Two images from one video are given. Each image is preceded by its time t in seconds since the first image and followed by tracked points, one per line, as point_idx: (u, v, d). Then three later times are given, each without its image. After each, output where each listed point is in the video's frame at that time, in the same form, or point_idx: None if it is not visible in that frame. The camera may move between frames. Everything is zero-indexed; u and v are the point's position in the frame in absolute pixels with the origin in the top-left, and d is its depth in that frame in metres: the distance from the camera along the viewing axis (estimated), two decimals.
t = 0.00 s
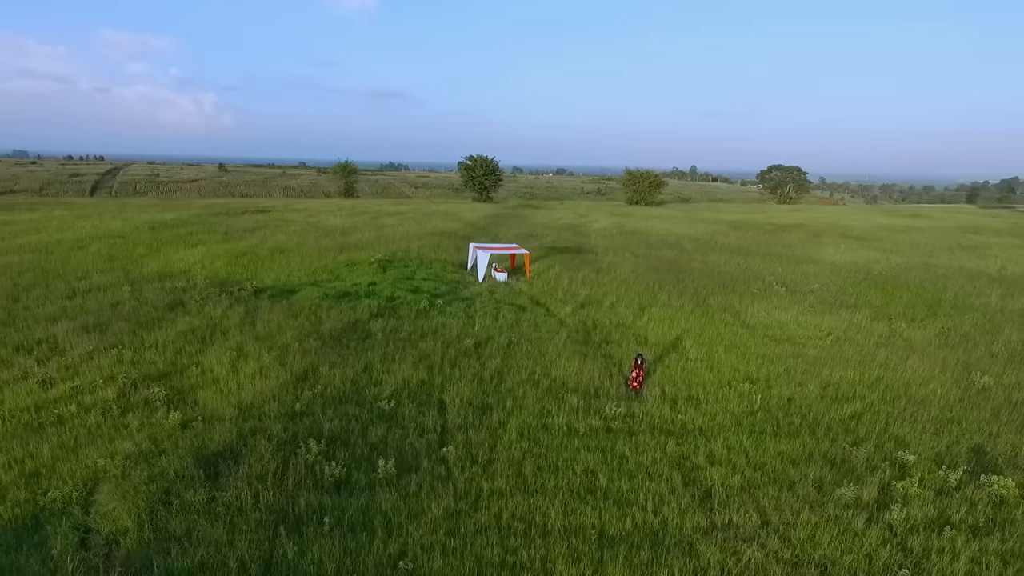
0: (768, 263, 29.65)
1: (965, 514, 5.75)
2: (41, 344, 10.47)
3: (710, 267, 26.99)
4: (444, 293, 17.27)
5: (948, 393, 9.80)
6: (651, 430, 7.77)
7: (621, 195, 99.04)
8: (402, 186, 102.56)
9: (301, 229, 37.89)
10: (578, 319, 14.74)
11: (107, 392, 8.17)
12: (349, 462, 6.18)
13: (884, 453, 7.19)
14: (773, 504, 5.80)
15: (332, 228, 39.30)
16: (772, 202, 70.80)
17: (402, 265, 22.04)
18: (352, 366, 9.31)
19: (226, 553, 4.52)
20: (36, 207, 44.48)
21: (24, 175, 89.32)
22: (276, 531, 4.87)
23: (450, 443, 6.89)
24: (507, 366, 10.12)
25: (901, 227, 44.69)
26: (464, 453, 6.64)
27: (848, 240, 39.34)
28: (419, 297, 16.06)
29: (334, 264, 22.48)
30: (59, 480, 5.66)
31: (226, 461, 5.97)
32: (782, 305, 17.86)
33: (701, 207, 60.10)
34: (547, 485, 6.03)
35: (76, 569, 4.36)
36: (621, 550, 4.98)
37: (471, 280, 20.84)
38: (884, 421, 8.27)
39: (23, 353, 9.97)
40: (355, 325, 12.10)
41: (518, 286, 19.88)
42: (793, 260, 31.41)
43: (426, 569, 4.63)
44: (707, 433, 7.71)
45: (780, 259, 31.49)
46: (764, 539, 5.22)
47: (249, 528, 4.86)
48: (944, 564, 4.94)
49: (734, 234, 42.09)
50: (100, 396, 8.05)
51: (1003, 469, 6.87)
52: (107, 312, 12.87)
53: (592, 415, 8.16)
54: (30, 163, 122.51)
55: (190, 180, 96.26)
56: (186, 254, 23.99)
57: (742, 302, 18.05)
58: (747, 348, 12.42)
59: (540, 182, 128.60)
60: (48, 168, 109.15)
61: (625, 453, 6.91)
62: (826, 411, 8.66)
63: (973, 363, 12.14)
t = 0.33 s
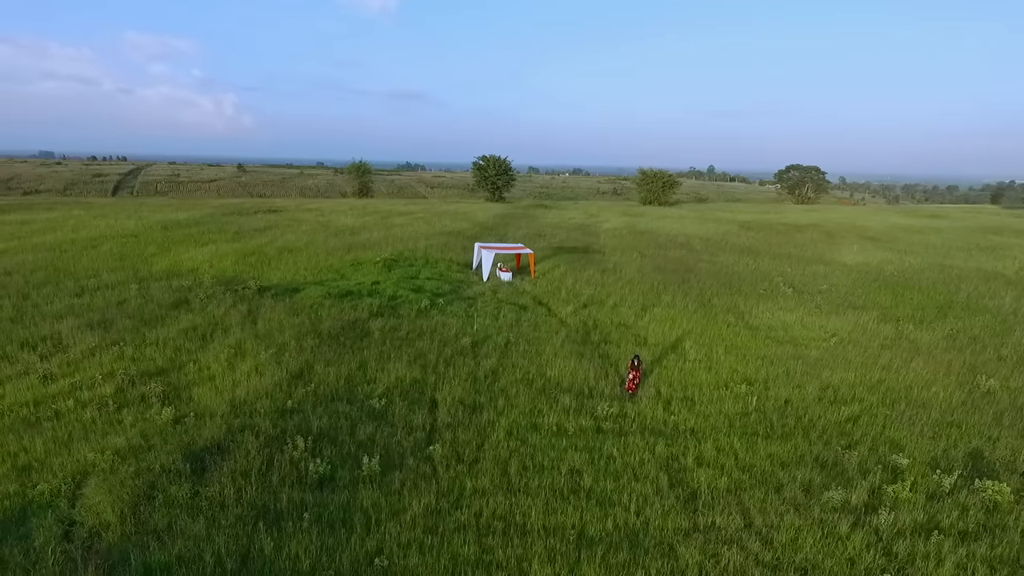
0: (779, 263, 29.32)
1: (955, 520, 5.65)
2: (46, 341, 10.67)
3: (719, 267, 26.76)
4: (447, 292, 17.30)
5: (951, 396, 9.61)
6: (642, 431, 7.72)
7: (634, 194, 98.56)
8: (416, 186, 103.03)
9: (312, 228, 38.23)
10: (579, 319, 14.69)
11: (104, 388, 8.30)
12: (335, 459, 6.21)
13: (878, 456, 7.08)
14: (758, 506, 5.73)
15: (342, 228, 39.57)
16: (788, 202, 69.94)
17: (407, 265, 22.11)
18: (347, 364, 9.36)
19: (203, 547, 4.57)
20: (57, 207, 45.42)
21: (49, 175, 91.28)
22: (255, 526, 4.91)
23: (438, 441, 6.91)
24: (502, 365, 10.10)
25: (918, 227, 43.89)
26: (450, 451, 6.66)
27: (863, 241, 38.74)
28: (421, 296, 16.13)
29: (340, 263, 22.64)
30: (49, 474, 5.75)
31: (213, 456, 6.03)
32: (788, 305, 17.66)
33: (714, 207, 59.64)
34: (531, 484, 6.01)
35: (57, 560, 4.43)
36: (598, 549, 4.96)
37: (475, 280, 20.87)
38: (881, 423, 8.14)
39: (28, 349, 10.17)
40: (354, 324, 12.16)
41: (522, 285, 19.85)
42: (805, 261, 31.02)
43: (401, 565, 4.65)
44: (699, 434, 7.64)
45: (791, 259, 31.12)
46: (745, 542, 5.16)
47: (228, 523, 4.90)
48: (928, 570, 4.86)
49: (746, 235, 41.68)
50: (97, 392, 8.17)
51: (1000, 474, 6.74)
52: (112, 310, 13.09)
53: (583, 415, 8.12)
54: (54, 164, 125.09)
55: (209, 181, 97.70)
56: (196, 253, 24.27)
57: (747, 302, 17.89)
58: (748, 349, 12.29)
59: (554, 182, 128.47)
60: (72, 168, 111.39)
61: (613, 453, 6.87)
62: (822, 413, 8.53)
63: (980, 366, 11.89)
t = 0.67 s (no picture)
0: (790, 264, 28.96)
1: (943, 526, 5.53)
2: (51, 337, 10.88)
3: (728, 268, 26.50)
4: (449, 292, 17.33)
5: (953, 400, 9.40)
6: (631, 432, 7.66)
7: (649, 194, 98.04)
8: (431, 185, 103.68)
9: (324, 228, 38.59)
10: (579, 319, 14.65)
11: (102, 383, 8.44)
12: (318, 457, 6.26)
13: (870, 460, 6.95)
14: (740, 511, 5.65)
15: (354, 227, 39.86)
16: (806, 203, 68.99)
17: (412, 264, 22.16)
18: (341, 363, 9.41)
19: (178, 542, 4.62)
20: (78, 206, 46.38)
21: (74, 175, 93.36)
22: (232, 521, 4.96)
23: (423, 440, 6.92)
24: (496, 365, 10.09)
25: (939, 228, 42.99)
26: (435, 450, 6.67)
27: (880, 242, 38.07)
28: (422, 295, 16.19)
29: (347, 263, 22.81)
30: (37, 467, 5.85)
31: (198, 452, 6.10)
32: (795, 307, 17.43)
33: (729, 207, 59.07)
34: (512, 484, 6.00)
35: (35, 552, 4.51)
36: (574, 550, 4.93)
37: (479, 280, 20.89)
38: (876, 427, 8.00)
39: (32, 345, 10.38)
40: (354, 323, 12.24)
41: (526, 285, 19.84)
42: (818, 261, 30.59)
43: (374, 563, 4.65)
44: (688, 435, 7.57)
45: (804, 260, 30.71)
46: (723, 546, 5.09)
47: (205, 519, 4.96)
48: None
49: (759, 235, 41.20)
50: (94, 388, 8.31)
51: (995, 480, 6.58)
52: (118, 307, 13.30)
53: (573, 415, 8.09)
54: (78, 165, 127.72)
55: (229, 181, 99.17)
56: (206, 252, 24.58)
57: (751, 303, 17.70)
58: (748, 350, 12.17)
59: (568, 181, 128.38)
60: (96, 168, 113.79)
61: (598, 454, 6.83)
62: (817, 417, 8.40)
63: (988, 370, 11.63)
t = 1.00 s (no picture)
0: (801, 265, 28.62)
1: (932, 533, 5.42)
2: (57, 333, 11.09)
3: (736, 269, 26.27)
4: (452, 292, 17.37)
5: (955, 404, 9.21)
6: (622, 433, 7.61)
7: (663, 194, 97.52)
8: (446, 185, 104.27)
9: (335, 228, 38.96)
10: (580, 320, 14.60)
11: (100, 380, 8.58)
12: (305, 454, 6.29)
13: (864, 464, 6.83)
14: (724, 514, 5.59)
15: (365, 227, 40.16)
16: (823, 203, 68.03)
17: (418, 264, 22.22)
18: (336, 361, 9.46)
19: (157, 537, 4.66)
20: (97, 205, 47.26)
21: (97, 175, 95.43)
22: (212, 517, 5.01)
23: (411, 439, 6.94)
24: (492, 365, 10.09)
25: (959, 229, 42.12)
26: (422, 449, 6.68)
27: (896, 243, 37.45)
28: (424, 295, 16.25)
29: (353, 262, 22.98)
30: (29, 461, 5.95)
31: (186, 449, 6.16)
32: (800, 308, 17.21)
33: (744, 208, 58.50)
34: (495, 484, 5.98)
35: (17, 545, 4.57)
36: (552, 551, 4.92)
37: (484, 280, 20.93)
38: (874, 431, 7.86)
39: (37, 341, 10.57)
40: (353, 322, 12.30)
41: (531, 285, 19.83)
42: (830, 263, 30.15)
43: (350, 561, 4.67)
44: (679, 437, 7.50)
45: (815, 261, 30.30)
46: (704, 549, 5.04)
47: (187, 515, 5.01)
48: None
49: (772, 236, 40.77)
50: (93, 384, 8.43)
51: (992, 486, 6.43)
52: (123, 305, 13.50)
53: (565, 415, 8.05)
54: (101, 165, 130.39)
55: (246, 181, 100.63)
56: (215, 251, 24.89)
57: (756, 304, 17.52)
58: (748, 352, 12.05)
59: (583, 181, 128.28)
60: (118, 169, 116.16)
61: (586, 455, 6.80)
62: (813, 420, 8.29)
63: (995, 374, 11.38)
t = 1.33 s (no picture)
0: (811, 266, 28.27)
1: (920, 540, 5.32)
2: (62, 331, 11.27)
3: (745, 270, 26.02)
4: (454, 292, 17.41)
5: (957, 409, 9.03)
6: (612, 434, 7.57)
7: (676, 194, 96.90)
8: (459, 185, 104.74)
9: (345, 227, 39.30)
10: (581, 321, 14.56)
11: (99, 377, 8.70)
12: (292, 453, 6.34)
13: (856, 468, 6.72)
14: (708, 518, 5.54)
15: (376, 227, 40.38)
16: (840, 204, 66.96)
17: (423, 264, 22.24)
18: (332, 361, 9.50)
19: (137, 534, 4.72)
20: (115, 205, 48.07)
21: (118, 176, 97.20)
22: (193, 514, 5.05)
23: (399, 438, 6.96)
24: (487, 365, 10.09)
25: (979, 230, 41.21)
26: (410, 449, 6.70)
27: (913, 244, 36.77)
28: (426, 294, 16.31)
29: (360, 262, 23.15)
30: (22, 456, 6.06)
31: (175, 446, 6.24)
32: (806, 310, 16.98)
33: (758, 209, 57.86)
34: (478, 484, 5.98)
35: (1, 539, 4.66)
36: (529, 552, 4.90)
37: (488, 280, 20.98)
38: (869, 436, 7.73)
39: (42, 338, 10.76)
40: (353, 321, 12.37)
41: (534, 286, 19.81)
42: (842, 265, 29.70)
43: (326, 559, 4.69)
44: (670, 439, 7.44)
45: (827, 263, 29.86)
46: (684, 553, 4.99)
47: (169, 511, 5.07)
48: None
49: (785, 237, 40.31)
50: (92, 381, 8.57)
51: (987, 492, 6.29)
52: (129, 303, 13.71)
53: (556, 416, 8.02)
54: (121, 166, 132.69)
55: (271, 181, 102.45)
56: (224, 250, 25.19)
57: (760, 306, 17.34)
58: (748, 354, 11.94)
59: (597, 181, 127.83)
60: (139, 170, 118.25)
61: (573, 457, 6.77)
62: (808, 423, 8.18)
63: (1002, 378, 11.14)
